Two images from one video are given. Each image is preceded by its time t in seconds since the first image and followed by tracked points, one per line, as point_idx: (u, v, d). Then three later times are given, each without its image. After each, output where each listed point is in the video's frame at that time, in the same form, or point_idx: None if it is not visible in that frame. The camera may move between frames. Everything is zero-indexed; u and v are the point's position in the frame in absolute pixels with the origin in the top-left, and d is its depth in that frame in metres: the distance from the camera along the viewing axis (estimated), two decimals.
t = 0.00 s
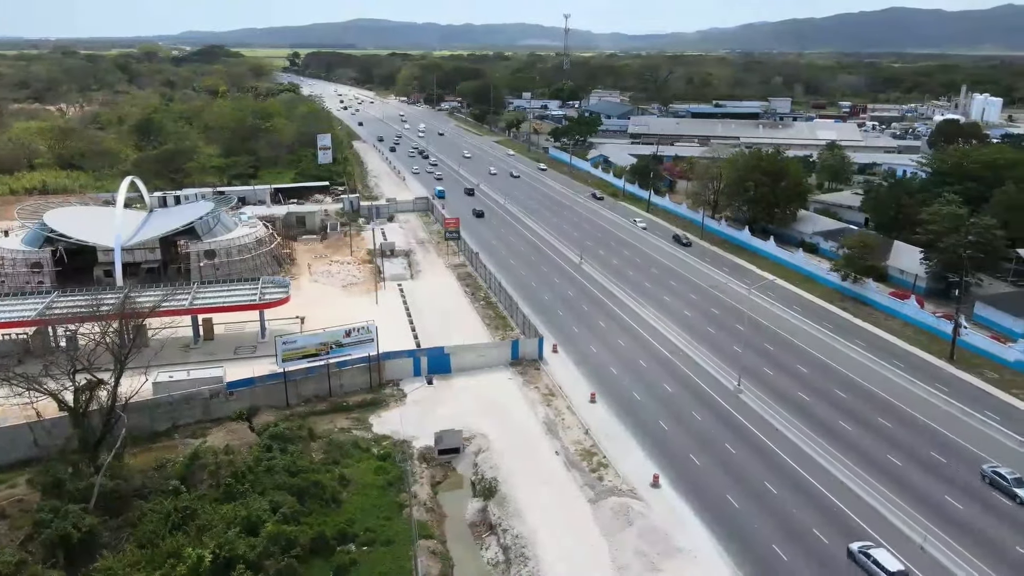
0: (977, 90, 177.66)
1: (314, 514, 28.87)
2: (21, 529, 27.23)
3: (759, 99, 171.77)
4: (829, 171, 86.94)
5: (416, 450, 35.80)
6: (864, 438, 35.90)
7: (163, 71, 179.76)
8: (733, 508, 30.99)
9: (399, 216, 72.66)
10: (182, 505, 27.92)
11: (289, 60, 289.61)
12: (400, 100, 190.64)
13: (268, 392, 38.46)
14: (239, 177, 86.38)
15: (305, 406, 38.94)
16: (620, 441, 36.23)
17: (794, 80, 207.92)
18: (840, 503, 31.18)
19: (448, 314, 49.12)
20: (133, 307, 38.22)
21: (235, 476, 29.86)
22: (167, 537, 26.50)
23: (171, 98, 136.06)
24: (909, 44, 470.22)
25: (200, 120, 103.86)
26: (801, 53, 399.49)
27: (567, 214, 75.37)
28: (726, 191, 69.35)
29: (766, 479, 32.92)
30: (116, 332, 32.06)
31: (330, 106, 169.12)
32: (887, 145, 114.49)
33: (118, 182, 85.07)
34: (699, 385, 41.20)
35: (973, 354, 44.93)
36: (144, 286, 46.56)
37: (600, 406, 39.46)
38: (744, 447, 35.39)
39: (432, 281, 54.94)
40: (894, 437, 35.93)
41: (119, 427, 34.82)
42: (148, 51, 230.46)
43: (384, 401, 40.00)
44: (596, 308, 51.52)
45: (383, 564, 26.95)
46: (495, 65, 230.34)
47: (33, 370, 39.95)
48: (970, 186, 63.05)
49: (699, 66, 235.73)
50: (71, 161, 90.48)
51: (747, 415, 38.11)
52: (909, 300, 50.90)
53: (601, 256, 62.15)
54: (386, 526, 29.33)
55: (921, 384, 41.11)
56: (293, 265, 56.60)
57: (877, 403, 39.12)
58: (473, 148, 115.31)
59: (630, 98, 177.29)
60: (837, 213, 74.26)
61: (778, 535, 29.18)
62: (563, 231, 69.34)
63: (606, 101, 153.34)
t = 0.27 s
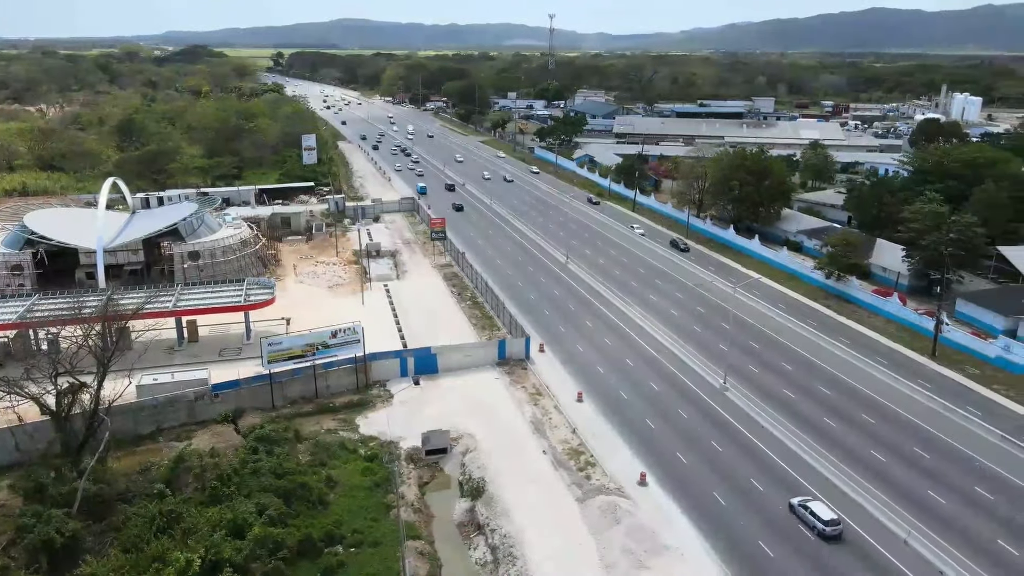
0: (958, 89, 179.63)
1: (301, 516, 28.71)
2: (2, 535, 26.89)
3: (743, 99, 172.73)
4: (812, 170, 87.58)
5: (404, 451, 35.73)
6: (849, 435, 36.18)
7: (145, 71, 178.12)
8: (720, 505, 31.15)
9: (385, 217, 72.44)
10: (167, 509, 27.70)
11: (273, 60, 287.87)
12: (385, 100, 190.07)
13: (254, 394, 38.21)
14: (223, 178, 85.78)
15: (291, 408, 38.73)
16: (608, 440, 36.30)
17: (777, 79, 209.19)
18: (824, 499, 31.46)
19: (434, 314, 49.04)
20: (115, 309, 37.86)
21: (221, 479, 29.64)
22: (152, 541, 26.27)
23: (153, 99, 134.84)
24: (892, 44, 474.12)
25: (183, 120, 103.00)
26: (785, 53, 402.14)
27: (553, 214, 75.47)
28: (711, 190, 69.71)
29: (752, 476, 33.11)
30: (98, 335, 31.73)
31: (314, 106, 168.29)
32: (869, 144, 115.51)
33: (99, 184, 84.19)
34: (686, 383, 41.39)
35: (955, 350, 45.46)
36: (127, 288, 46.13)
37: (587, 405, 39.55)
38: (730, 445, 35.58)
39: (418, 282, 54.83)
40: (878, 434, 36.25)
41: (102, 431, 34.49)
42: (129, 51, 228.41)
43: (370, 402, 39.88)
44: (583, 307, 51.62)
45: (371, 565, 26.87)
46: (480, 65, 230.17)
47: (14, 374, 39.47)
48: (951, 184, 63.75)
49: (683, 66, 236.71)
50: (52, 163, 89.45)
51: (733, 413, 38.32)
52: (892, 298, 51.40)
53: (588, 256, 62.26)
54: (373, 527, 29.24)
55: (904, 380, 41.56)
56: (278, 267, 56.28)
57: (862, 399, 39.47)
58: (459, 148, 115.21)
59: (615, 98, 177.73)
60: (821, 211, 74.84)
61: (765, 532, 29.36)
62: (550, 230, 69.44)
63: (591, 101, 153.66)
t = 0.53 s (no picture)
0: (936, 89, 181.73)
1: (286, 518, 28.51)
2: None
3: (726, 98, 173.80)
4: (794, 169, 88.29)
5: (390, 451, 35.62)
6: (833, 431, 36.49)
7: (125, 71, 176.27)
8: (705, 502, 31.31)
9: (369, 217, 72.20)
10: (151, 512, 27.45)
11: (255, 60, 285.96)
12: (370, 100, 189.42)
13: (238, 396, 37.95)
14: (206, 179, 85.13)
15: (276, 409, 38.52)
16: (594, 440, 36.35)
17: (759, 79, 210.64)
18: (808, 495, 31.74)
19: (420, 314, 48.95)
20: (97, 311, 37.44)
21: (205, 482, 29.39)
22: (136, 545, 26.03)
23: (134, 99, 133.56)
24: (873, 44, 478.81)
25: (165, 120, 102.07)
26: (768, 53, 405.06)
27: (538, 214, 75.57)
28: (695, 189, 70.07)
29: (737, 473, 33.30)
30: (80, 338, 31.39)
31: (298, 106, 167.36)
32: (850, 143, 116.64)
33: (80, 185, 83.23)
34: (671, 381, 41.57)
35: (935, 346, 46.02)
36: (109, 290, 45.62)
37: (573, 404, 39.63)
38: (716, 442, 35.76)
39: (403, 282, 54.73)
40: (861, 430, 36.59)
41: (84, 435, 34.11)
42: (109, 51, 226.09)
43: (356, 403, 39.73)
44: (568, 306, 51.71)
45: (358, 566, 26.78)
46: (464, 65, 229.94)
47: None
48: (930, 182, 64.50)
49: (667, 66, 237.75)
50: (30, 164, 88.32)
51: (719, 411, 38.53)
52: (874, 295, 51.96)
53: (573, 255, 62.38)
54: (360, 529, 29.11)
55: (886, 377, 42.00)
56: (263, 268, 55.93)
57: (845, 396, 39.83)
58: (444, 148, 115.08)
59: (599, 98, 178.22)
60: (803, 210, 75.50)
61: (750, 528, 29.55)
62: (535, 230, 69.49)
63: (576, 101, 153.99)
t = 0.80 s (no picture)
0: (914, 88, 183.97)
1: (271, 520, 28.26)
2: None
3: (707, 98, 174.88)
4: (775, 168, 89.02)
5: (375, 453, 35.50)
6: (816, 428, 36.82)
7: (103, 71, 174.16)
8: (691, 500, 31.50)
9: (353, 218, 71.92)
10: (133, 517, 27.15)
11: (236, 60, 283.80)
12: (352, 100, 188.59)
13: (220, 399, 37.68)
14: (187, 181, 84.46)
15: (259, 412, 38.27)
16: (580, 439, 36.39)
17: (740, 79, 212.14)
18: (791, 490, 32.07)
19: (404, 315, 48.83)
20: (77, 314, 37.01)
21: (188, 486, 29.10)
22: (118, 551, 25.72)
23: (113, 99, 132.00)
24: (853, 44, 483.76)
25: (145, 121, 101.01)
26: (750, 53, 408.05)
27: (522, 213, 75.63)
28: (678, 188, 70.46)
29: (722, 471, 33.51)
30: (59, 341, 31.02)
31: (280, 106, 166.29)
32: (830, 142, 117.82)
33: (58, 187, 82.11)
34: (656, 380, 41.77)
35: (915, 343, 46.61)
36: (89, 293, 45.12)
37: (558, 403, 39.71)
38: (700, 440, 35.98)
39: (387, 282, 54.59)
40: (843, 426, 36.96)
41: (64, 439, 33.70)
42: (87, 51, 223.40)
43: (341, 404, 39.58)
44: (553, 305, 51.81)
45: (344, 569, 26.68)
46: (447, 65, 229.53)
47: None
48: (909, 181, 65.27)
49: (648, 65, 238.93)
50: (7, 165, 87.02)
51: (703, 408, 38.77)
52: (854, 292, 52.53)
53: (557, 255, 62.45)
54: (345, 531, 28.97)
55: (868, 373, 42.46)
56: (245, 270, 55.56)
57: (827, 393, 40.22)
58: (428, 148, 114.82)
59: (582, 97, 178.69)
60: (785, 208, 76.11)
61: (735, 525, 29.77)
62: (519, 230, 69.54)
63: (559, 101, 154.32)
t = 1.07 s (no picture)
0: (892, 87, 186.10)
1: (256, 524, 27.99)
2: None
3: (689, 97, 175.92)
4: (757, 167, 89.71)
5: (360, 454, 35.35)
6: (798, 424, 37.18)
7: (80, 71, 171.94)
8: (675, 497, 31.71)
9: (336, 218, 71.60)
10: (115, 522, 26.79)
11: (216, 60, 281.20)
12: (334, 100, 187.65)
13: (203, 402, 37.37)
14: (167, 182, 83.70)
15: (242, 415, 37.98)
16: (565, 438, 36.44)
17: (721, 79, 213.54)
18: (773, 485, 32.40)
19: (389, 316, 48.69)
20: (56, 318, 36.51)
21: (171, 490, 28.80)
22: (100, 557, 25.38)
23: (91, 99, 130.36)
24: (833, 44, 488.61)
25: (124, 122, 99.86)
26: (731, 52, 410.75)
27: (506, 213, 75.67)
28: (661, 188, 70.83)
29: (706, 468, 33.76)
30: (38, 345, 30.59)
31: (261, 107, 165.13)
32: (810, 141, 118.94)
33: (35, 188, 80.94)
34: (640, 378, 41.97)
35: (895, 339, 47.21)
36: (68, 296, 44.51)
37: (543, 402, 39.78)
38: (684, 437, 36.21)
39: (371, 283, 54.40)
40: (825, 422, 37.35)
41: (43, 445, 33.23)
42: (63, 50, 220.44)
43: (325, 406, 39.40)
44: (537, 305, 51.89)
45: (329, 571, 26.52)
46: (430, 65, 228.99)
47: None
48: (888, 179, 66.04)
49: (631, 65, 239.79)
50: None
51: (687, 406, 39.02)
52: (835, 289, 53.08)
53: (541, 254, 62.50)
54: (331, 533, 28.83)
55: (849, 369, 42.92)
56: (227, 272, 55.13)
57: (809, 389, 40.61)
58: (411, 148, 114.52)
59: (566, 97, 179.03)
60: (766, 207, 76.74)
61: (719, 521, 30.00)
62: (503, 229, 69.56)
63: (542, 100, 154.58)
